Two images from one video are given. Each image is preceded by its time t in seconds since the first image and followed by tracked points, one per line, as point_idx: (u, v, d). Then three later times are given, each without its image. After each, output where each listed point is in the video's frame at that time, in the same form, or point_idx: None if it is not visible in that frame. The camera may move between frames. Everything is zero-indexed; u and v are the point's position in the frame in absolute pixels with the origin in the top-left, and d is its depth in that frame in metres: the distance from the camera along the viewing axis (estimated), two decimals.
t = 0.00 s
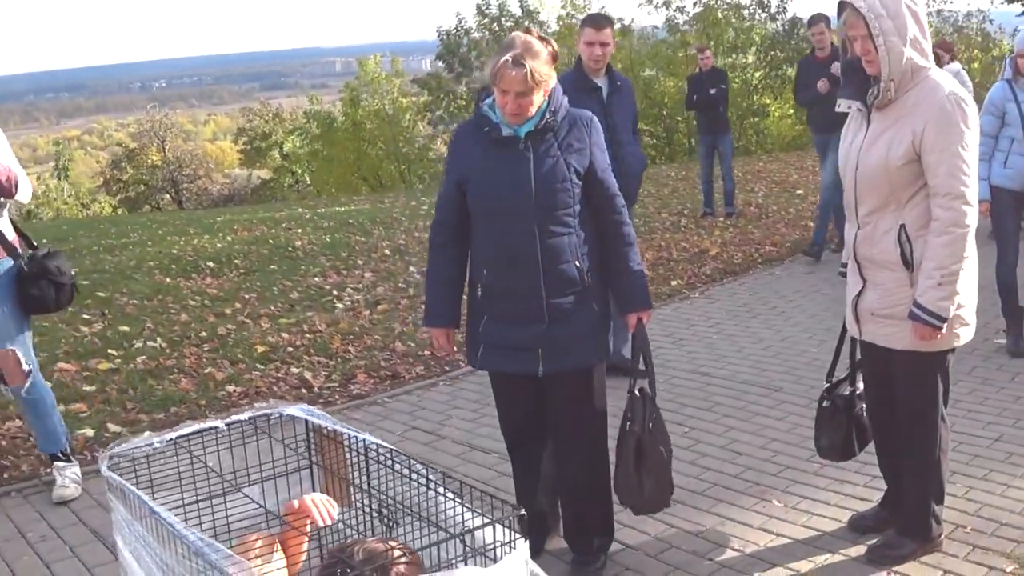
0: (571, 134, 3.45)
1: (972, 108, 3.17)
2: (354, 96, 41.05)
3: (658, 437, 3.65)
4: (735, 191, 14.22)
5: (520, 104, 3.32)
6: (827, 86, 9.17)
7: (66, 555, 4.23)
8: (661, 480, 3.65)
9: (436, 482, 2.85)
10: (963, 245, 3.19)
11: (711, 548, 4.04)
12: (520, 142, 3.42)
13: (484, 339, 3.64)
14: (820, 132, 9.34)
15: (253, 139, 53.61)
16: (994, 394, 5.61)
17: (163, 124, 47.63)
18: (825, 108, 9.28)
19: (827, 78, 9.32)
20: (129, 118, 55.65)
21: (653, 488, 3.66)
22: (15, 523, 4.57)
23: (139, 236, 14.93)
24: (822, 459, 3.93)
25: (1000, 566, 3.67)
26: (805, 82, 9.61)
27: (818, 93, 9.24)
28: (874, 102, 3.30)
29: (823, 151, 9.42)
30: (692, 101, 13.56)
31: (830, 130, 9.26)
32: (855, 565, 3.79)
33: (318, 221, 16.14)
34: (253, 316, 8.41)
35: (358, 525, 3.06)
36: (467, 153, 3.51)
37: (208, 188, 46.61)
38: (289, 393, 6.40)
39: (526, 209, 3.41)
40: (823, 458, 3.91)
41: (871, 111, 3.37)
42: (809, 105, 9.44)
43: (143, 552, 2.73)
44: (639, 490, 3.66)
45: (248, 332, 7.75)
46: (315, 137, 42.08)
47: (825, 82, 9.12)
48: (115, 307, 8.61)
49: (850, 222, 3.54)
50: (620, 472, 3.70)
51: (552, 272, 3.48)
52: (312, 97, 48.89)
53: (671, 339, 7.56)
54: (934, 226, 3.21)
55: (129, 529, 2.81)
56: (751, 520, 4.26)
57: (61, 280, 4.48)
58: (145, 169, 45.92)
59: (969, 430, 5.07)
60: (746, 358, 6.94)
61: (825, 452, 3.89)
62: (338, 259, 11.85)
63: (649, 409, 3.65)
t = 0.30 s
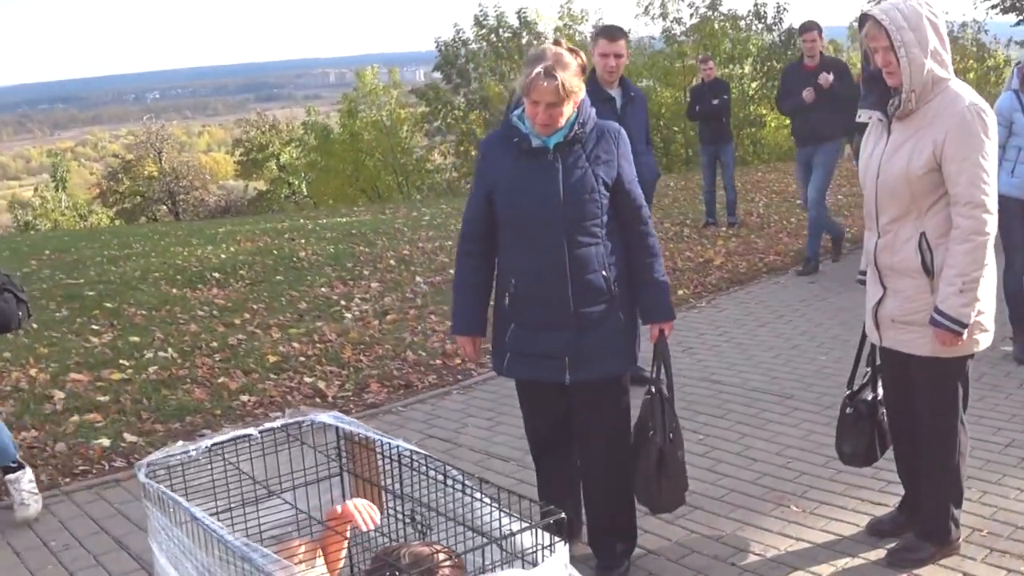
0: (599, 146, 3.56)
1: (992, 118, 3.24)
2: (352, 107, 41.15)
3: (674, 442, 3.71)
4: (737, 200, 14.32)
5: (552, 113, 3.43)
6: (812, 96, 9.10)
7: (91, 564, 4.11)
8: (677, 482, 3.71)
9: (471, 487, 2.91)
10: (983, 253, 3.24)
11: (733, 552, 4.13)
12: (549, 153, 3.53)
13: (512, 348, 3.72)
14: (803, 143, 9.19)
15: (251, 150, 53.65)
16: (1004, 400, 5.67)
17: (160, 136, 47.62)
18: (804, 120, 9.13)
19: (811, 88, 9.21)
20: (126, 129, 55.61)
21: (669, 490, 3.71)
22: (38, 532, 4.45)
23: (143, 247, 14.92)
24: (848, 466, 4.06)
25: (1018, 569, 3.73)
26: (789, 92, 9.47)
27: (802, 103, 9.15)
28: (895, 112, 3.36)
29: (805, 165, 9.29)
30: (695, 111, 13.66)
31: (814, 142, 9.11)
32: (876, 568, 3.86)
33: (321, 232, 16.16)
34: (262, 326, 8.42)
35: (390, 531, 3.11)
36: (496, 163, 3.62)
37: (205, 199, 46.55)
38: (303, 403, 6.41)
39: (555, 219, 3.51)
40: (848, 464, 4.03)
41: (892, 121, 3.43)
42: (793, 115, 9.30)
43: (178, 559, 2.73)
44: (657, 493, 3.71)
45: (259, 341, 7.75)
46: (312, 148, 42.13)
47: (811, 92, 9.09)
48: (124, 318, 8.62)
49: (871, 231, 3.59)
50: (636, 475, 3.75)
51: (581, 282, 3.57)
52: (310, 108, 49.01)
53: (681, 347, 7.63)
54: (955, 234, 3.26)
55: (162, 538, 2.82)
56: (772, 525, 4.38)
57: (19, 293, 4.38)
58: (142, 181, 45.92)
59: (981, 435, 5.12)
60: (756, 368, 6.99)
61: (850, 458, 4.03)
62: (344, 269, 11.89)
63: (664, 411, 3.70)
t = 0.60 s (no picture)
0: (596, 149, 3.64)
1: (980, 115, 3.32)
2: (317, 117, 40.97)
3: (678, 435, 3.86)
4: (707, 203, 14.47)
5: (551, 118, 3.49)
6: (768, 99, 9.00)
7: None
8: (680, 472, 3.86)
9: (482, 489, 2.93)
10: (974, 246, 3.31)
11: (732, 548, 4.21)
12: (548, 156, 3.59)
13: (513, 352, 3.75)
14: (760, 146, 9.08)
15: (214, 162, 53.20)
16: (985, 391, 5.79)
17: (122, 149, 47.06)
18: (761, 123, 9.02)
19: (767, 90, 9.10)
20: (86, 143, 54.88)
21: (672, 480, 3.85)
22: (31, 548, 4.41)
23: (112, 261, 14.72)
24: (845, 459, 4.18)
25: (1012, 555, 3.82)
26: (745, 95, 9.35)
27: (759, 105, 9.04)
28: (885, 111, 3.44)
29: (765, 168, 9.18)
30: (665, 114, 13.78)
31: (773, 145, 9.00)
32: (873, 559, 3.95)
33: (293, 242, 16.04)
34: (242, 337, 8.37)
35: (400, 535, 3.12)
36: (495, 168, 3.67)
37: (169, 212, 46.04)
38: (289, 412, 6.37)
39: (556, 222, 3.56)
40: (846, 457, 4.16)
41: (882, 119, 3.51)
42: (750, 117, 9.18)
43: (188, 566, 2.70)
44: (662, 482, 3.85)
45: (241, 352, 7.69)
46: (277, 158, 41.84)
47: (766, 94, 9.00)
48: (101, 333, 8.53)
49: (863, 227, 3.67)
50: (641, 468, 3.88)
51: (581, 284, 3.63)
52: (274, 119, 48.75)
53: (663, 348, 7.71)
54: (946, 228, 3.32)
55: (171, 546, 2.79)
56: (767, 520, 4.46)
57: None
58: (105, 195, 45.37)
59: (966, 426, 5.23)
60: (739, 367, 7.07)
61: (847, 450, 4.14)
62: (319, 279, 11.84)
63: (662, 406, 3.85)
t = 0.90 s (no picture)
0: (549, 138, 3.66)
1: (925, 96, 3.40)
2: (246, 119, 40.32)
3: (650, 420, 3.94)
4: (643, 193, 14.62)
5: (501, 107, 3.48)
6: (680, 94, 8.81)
7: None
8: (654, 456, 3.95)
9: (454, 480, 2.92)
10: (922, 224, 3.39)
11: (694, 530, 4.26)
12: (502, 146, 3.59)
13: (472, 341, 3.74)
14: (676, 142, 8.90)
15: (141, 168, 52.01)
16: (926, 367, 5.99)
17: (44, 157, 45.72)
18: (676, 119, 8.84)
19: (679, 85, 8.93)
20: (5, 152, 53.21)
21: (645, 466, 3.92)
22: None
23: (42, 271, 14.29)
24: (799, 436, 4.29)
25: (966, 524, 4.02)
26: (658, 91, 9.17)
27: (672, 101, 8.86)
28: (833, 93, 3.51)
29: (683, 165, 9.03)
30: (599, 106, 13.86)
31: (689, 141, 8.84)
32: (834, 535, 4.07)
33: (229, 245, 15.75)
34: (186, 342, 8.21)
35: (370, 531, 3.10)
36: (449, 158, 3.66)
37: (96, 220, 44.86)
38: (241, 415, 6.28)
39: (512, 210, 3.57)
40: (804, 434, 4.28)
41: (829, 102, 3.58)
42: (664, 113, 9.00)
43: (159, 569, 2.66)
44: (644, 470, 3.93)
45: (185, 357, 7.52)
46: (206, 162, 41.07)
47: (679, 89, 8.81)
48: (39, 344, 8.28)
49: (813, 209, 3.75)
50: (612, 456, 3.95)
51: (538, 272, 3.64)
52: (201, 123, 47.85)
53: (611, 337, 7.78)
54: (893, 207, 3.40)
55: (139, 550, 2.74)
56: (726, 501, 4.54)
57: None
58: (28, 205, 44.04)
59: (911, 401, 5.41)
60: (687, 353, 7.17)
61: (800, 428, 4.26)
62: (259, 281, 11.65)
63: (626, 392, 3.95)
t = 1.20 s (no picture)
0: (500, 125, 3.70)
1: (868, 80, 3.50)
2: (177, 115, 39.57)
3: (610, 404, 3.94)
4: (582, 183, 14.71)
5: (448, 92, 3.50)
6: (601, 79, 8.60)
7: None
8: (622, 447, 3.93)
9: (419, 466, 2.93)
10: (868, 205, 3.49)
11: (649, 511, 4.32)
12: (453, 133, 3.61)
13: (428, 330, 3.74)
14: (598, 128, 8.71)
15: (68, 166, 50.70)
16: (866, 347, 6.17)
17: None
18: (597, 105, 8.65)
19: (599, 69, 8.69)
20: None
21: (615, 447, 3.91)
22: None
23: None
24: (747, 416, 4.35)
25: (915, 497, 4.20)
26: (579, 76, 8.92)
27: (592, 86, 8.64)
28: (779, 78, 3.58)
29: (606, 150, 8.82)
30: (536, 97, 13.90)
31: (611, 126, 8.64)
32: (787, 512, 4.18)
33: (166, 243, 15.44)
34: (128, 340, 8.06)
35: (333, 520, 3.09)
36: (400, 146, 3.66)
37: (23, 221, 43.62)
38: (189, 412, 6.20)
39: (465, 196, 3.59)
40: (753, 415, 4.34)
41: (775, 87, 3.65)
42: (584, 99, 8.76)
43: (126, 564, 2.66)
44: (605, 454, 3.91)
45: (129, 355, 7.38)
46: (137, 160, 40.20)
47: (599, 73, 8.60)
48: None
49: (760, 191, 3.82)
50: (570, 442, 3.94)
51: (493, 258, 3.67)
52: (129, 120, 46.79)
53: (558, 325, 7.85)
54: (840, 189, 3.49)
55: (104, 545, 2.74)
56: (680, 482, 4.61)
57: None
58: None
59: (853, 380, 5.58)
60: (633, 339, 7.27)
61: (750, 408, 4.31)
62: (199, 278, 11.46)
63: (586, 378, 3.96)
